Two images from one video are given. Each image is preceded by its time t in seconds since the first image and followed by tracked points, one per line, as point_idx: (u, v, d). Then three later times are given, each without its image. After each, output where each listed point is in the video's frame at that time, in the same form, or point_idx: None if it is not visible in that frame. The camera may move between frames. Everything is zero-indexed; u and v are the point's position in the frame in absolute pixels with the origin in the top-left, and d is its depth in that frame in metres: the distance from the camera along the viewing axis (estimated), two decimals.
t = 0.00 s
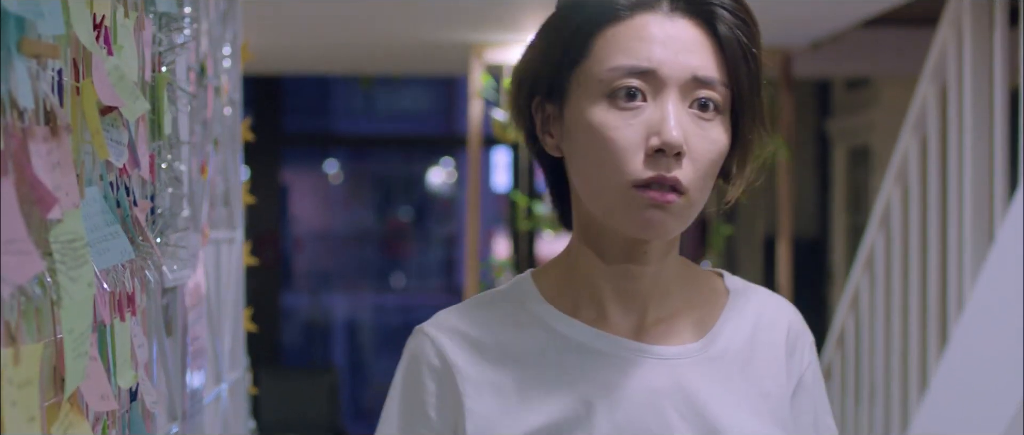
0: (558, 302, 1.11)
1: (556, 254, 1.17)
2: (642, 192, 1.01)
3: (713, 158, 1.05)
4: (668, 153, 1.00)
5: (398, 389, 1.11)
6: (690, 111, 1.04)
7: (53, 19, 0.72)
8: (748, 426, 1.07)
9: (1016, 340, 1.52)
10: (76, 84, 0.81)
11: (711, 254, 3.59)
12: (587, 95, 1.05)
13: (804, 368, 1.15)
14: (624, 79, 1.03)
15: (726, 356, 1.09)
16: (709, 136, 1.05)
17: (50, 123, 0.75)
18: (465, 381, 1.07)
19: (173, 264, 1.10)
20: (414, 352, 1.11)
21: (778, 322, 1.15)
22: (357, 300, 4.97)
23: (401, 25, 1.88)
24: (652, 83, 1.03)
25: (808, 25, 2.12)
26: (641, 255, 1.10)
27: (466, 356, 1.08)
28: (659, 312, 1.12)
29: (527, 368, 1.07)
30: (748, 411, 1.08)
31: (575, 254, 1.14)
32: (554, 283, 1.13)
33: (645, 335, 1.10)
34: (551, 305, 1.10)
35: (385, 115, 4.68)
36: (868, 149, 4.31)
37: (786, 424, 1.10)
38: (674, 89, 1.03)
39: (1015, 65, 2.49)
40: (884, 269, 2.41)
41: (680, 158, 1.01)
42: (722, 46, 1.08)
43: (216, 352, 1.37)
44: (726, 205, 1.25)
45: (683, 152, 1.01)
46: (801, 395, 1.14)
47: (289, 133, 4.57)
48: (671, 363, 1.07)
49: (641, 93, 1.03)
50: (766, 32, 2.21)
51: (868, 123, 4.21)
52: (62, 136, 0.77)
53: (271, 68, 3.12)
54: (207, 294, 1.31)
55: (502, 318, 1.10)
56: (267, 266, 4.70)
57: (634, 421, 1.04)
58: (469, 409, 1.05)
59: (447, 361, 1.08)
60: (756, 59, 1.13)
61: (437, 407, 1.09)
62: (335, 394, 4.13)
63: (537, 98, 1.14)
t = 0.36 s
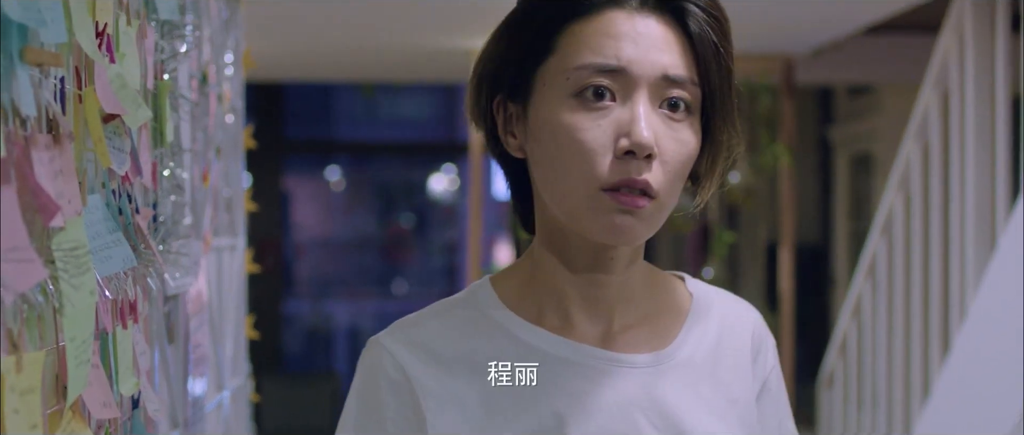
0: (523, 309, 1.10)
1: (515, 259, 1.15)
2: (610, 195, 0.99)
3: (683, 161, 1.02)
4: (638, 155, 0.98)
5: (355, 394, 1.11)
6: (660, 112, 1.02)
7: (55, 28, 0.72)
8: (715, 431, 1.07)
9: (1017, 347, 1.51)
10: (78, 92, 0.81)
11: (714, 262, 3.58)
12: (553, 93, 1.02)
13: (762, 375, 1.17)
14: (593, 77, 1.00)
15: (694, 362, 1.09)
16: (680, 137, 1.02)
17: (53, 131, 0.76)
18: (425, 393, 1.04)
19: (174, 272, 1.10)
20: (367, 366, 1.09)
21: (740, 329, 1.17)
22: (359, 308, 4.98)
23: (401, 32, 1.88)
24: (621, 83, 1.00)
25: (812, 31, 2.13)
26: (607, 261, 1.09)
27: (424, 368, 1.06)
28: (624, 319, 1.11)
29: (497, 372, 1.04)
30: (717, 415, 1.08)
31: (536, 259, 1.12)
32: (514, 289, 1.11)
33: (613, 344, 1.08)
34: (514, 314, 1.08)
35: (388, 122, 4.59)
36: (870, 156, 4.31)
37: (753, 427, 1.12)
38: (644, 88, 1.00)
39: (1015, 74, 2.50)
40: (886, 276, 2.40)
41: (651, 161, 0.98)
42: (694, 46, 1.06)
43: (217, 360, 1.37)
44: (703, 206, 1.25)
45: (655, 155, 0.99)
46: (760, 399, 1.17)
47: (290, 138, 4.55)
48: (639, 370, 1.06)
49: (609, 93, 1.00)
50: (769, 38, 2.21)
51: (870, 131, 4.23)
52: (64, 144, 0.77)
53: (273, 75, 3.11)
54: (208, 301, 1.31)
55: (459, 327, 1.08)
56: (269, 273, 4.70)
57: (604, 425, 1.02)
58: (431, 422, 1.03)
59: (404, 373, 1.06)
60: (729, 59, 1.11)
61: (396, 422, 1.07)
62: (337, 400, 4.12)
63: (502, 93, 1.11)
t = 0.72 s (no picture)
0: (507, 311, 1.09)
1: (499, 259, 1.15)
2: (597, 196, 0.98)
3: (670, 162, 1.02)
4: (625, 156, 0.97)
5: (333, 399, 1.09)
6: (647, 112, 1.01)
7: (62, 29, 0.72)
8: None
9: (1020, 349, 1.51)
10: (84, 93, 0.81)
11: (719, 263, 3.57)
12: (539, 92, 1.01)
13: (745, 380, 1.18)
14: (580, 76, 0.99)
15: (680, 366, 1.10)
16: (668, 137, 1.02)
17: (60, 132, 0.76)
18: (407, 395, 1.04)
19: (181, 273, 1.10)
20: (348, 369, 1.08)
21: (724, 335, 1.17)
22: (363, 307, 5.00)
23: (405, 33, 1.88)
24: (608, 82, 0.99)
25: (819, 32, 2.12)
26: (593, 265, 1.09)
27: (406, 368, 1.05)
28: (608, 321, 1.12)
29: (497, 371, 1.03)
30: (703, 420, 1.08)
31: (521, 261, 1.12)
32: (499, 291, 1.11)
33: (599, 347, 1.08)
34: (499, 316, 1.08)
35: (393, 122, 4.53)
36: (876, 157, 4.30)
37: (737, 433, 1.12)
38: (632, 87, 1.00)
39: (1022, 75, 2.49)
40: (893, 277, 2.39)
41: (638, 161, 0.98)
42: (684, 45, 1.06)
43: (223, 361, 1.37)
44: (692, 207, 1.25)
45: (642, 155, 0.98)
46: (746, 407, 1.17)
47: (298, 138, 4.55)
48: (623, 373, 1.06)
49: (596, 92, 0.99)
50: (775, 38, 2.20)
51: (877, 132, 4.21)
52: (71, 146, 0.78)
53: (279, 76, 3.11)
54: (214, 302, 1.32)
55: (442, 328, 1.08)
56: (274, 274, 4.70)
57: (590, 427, 1.02)
58: (413, 423, 1.02)
59: (385, 375, 1.05)
60: (717, 59, 1.11)
61: (376, 423, 1.05)
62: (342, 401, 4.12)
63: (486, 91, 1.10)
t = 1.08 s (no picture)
0: (497, 312, 1.07)
1: (491, 263, 1.14)
2: (587, 198, 0.97)
3: (661, 164, 1.02)
4: (615, 158, 0.96)
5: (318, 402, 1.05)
6: (638, 113, 1.01)
7: (68, 30, 0.72)
8: None
9: None
10: (90, 95, 0.81)
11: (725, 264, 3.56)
12: (529, 94, 1.01)
13: (736, 391, 1.16)
14: (569, 77, 0.99)
15: (673, 371, 1.08)
16: (659, 139, 1.01)
17: (66, 134, 0.76)
18: (396, 397, 1.00)
19: (186, 275, 1.11)
20: (335, 370, 1.04)
21: (717, 342, 1.16)
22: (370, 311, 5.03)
23: (410, 35, 1.88)
24: (598, 84, 0.99)
25: (824, 33, 2.11)
26: (584, 268, 1.08)
27: (396, 370, 1.02)
28: (600, 324, 1.10)
29: (496, 372, 1.01)
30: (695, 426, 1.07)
31: (512, 262, 1.10)
32: (490, 294, 1.09)
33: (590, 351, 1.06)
34: (489, 317, 1.05)
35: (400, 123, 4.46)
36: (881, 158, 4.29)
37: None
38: (623, 88, 0.99)
39: None
40: (899, 279, 2.38)
41: (630, 163, 0.97)
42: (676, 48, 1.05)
43: (229, 363, 1.38)
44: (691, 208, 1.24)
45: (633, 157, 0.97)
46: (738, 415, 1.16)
47: (302, 141, 4.60)
48: (615, 375, 1.04)
49: (586, 94, 0.99)
50: (780, 40, 2.20)
51: (882, 134, 4.21)
52: (77, 148, 0.77)
53: (283, 77, 3.12)
54: (219, 303, 1.32)
55: (434, 329, 1.05)
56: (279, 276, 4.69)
57: (582, 429, 1.00)
58: (402, 427, 0.99)
59: (373, 377, 1.02)
60: (709, 60, 1.10)
61: (363, 426, 1.02)
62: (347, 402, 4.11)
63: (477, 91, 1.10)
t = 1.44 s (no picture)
0: (489, 319, 1.08)
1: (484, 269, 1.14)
2: (576, 205, 0.97)
3: (652, 169, 1.02)
4: (604, 164, 0.96)
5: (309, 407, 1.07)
6: (627, 119, 1.00)
7: (71, 34, 0.72)
8: None
9: None
10: (94, 98, 0.81)
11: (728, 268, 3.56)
12: (517, 100, 1.01)
13: (731, 401, 1.16)
14: (557, 83, 0.99)
15: (666, 380, 1.08)
16: (648, 144, 1.01)
17: (71, 138, 0.76)
18: (386, 407, 1.02)
19: (190, 278, 1.11)
20: (327, 375, 1.06)
21: (712, 352, 1.15)
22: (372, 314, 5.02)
23: (412, 39, 1.88)
24: (587, 89, 0.99)
25: (827, 37, 2.12)
26: (576, 274, 1.10)
27: (387, 379, 1.04)
28: (591, 331, 1.11)
29: (483, 382, 1.02)
30: None
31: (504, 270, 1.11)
32: (482, 301, 1.10)
33: (580, 357, 1.07)
34: (480, 325, 1.06)
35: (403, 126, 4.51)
36: (885, 162, 4.29)
37: None
38: (612, 93, 0.99)
39: None
40: (901, 282, 2.38)
41: (618, 169, 0.97)
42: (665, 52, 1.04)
43: (233, 367, 1.38)
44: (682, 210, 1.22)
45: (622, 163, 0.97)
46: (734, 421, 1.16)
47: (303, 143, 4.62)
48: (607, 384, 1.04)
49: (574, 99, 0.99)
50: (783, 44, 2.20)
51: (885, 138, 4.20)
52: (81, 152, 0.78)
53: (285, 81, 3.12)
54: (222, 307, 1.32)
55: (426, 336, 1.06)
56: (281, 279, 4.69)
57: None
58: None
59: (362, 383, 1.03)
60: (700, 63, 1.10)
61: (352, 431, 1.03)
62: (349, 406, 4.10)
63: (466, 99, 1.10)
